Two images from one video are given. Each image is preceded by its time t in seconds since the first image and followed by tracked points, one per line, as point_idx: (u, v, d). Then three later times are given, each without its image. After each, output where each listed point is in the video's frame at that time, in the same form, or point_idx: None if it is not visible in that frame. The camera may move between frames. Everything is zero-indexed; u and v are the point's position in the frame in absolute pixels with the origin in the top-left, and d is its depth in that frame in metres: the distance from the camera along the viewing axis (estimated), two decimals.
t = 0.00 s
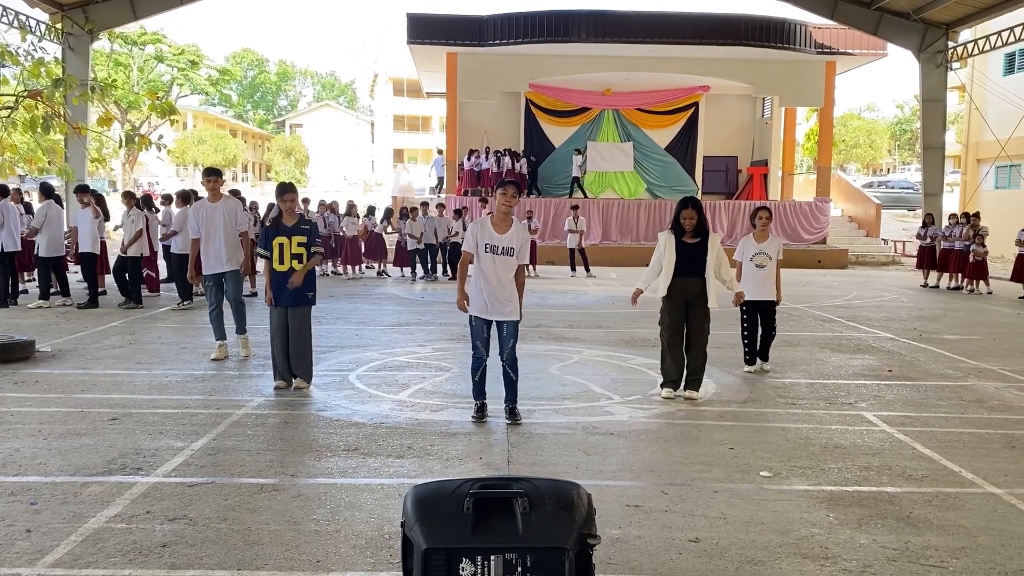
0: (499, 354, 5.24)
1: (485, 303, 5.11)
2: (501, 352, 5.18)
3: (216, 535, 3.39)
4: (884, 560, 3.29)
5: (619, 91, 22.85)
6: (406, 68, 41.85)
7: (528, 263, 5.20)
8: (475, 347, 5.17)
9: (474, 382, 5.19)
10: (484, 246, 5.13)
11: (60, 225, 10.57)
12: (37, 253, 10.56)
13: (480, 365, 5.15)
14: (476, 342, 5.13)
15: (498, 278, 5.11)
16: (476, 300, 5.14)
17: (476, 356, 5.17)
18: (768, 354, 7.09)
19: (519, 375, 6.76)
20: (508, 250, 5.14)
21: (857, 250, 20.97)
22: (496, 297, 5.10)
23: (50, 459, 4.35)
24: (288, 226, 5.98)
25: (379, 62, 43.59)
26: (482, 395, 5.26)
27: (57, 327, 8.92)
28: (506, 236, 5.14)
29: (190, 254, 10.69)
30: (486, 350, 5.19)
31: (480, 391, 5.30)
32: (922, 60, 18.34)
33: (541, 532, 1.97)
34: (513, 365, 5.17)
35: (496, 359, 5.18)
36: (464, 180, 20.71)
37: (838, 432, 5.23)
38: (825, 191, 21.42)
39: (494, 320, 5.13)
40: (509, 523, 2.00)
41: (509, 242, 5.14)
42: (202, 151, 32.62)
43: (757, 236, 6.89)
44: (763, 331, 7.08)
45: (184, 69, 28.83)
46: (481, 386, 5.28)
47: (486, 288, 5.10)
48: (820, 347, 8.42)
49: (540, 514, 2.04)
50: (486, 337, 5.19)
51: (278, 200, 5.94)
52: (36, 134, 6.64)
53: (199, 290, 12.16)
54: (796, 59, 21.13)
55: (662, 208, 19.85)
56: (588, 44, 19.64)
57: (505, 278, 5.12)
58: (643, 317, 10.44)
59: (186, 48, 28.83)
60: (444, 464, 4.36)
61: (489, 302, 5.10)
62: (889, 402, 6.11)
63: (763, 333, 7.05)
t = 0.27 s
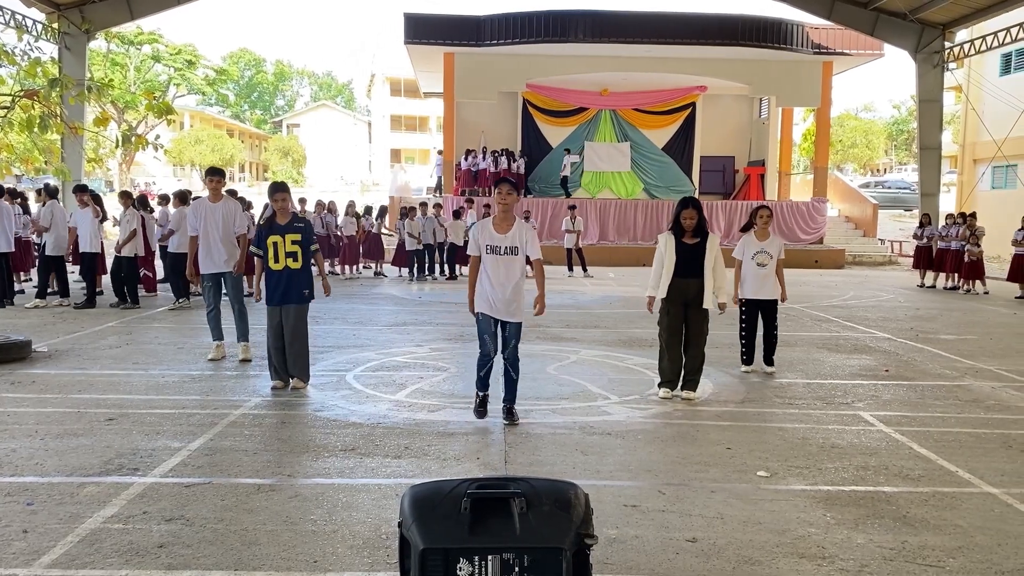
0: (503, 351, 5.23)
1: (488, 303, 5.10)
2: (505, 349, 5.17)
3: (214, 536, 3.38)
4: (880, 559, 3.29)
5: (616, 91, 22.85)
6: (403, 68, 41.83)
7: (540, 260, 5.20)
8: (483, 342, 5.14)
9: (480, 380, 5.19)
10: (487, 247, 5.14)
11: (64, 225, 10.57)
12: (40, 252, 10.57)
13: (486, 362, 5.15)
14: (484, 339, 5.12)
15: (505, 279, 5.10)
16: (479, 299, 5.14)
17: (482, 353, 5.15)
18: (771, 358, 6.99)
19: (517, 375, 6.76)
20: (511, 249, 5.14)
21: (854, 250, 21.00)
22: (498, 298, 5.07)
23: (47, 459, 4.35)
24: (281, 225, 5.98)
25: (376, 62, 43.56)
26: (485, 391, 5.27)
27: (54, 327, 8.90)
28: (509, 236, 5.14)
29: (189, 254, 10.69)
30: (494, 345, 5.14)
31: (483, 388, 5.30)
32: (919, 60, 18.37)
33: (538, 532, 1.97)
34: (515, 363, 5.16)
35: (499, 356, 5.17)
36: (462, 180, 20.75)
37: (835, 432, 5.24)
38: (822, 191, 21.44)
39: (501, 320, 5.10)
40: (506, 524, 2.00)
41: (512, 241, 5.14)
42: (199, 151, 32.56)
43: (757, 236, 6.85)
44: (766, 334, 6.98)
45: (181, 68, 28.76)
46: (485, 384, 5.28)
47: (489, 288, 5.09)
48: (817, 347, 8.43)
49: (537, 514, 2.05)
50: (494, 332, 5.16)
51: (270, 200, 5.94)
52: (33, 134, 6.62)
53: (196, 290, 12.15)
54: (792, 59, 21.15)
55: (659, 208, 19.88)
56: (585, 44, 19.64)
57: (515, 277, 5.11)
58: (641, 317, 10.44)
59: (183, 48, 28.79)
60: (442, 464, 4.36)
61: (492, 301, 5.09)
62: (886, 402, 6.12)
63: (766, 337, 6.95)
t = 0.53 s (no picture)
0: (502, 354, 5.24)
1: (486, 302, 5.09)
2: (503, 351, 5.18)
3: (212, 536, 3.38)
4: (879, 559, 3.29)
5: (615, 91, 22.86)
6: (401, 68, 41.84)
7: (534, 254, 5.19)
8: (481, 349, 5.16)
9: (481, 384, 5.19)
10: (483, 248, 5.16)
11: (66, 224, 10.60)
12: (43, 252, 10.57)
13: (485, 366, 5.15)
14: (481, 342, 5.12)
15: (502, 274, 5.09)
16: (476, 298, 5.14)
17: (481, 358, 5.16)
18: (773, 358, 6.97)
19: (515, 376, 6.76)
20: (507, 246, 5.13)
21: (852, 250, 21.01)
22: (495, 296, 5.07)
23: (45, 460, 4.34)
24: (280, 225, 5.97)
25: (374, 62, 43.55)
26: (490, 401, 5.20)
27: (52, 328, 8.89)
28: (503, 234, 5.14)
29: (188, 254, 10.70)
30: (491, 350, 5.16)
31: (489, 397, 5.24)
32: (916, 60, 18.40)
33: (536, 532, 1.97)
34: (513, 365, 5.15)
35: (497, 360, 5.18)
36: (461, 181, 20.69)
37: (833, 432, 5.24)
38: (820, 191, 21.46)
39: (498, 322, 5.11)
40: (505, 524, 2.00)
41: (507, 239, 5.13)
42: (197, 151, 32.55)
43: (762, 238, 6.84)
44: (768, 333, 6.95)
45: (179, 68, 28.74)
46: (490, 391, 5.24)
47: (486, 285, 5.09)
48: (815, 347, 8.44)
49: (535, 514, 2.04)
50: (491, 337, 5.16)
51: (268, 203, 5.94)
52: (31, 134, 6.62)
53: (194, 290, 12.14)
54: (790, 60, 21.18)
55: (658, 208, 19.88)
56: (583, 45, 19.64)
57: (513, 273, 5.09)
58: (639, 317, 10.45)
59: (181, 48, 28.77)
60: (440, 464, 4.36)
61: (489, 298, 5.08)
62: (884, 402, 6.12)
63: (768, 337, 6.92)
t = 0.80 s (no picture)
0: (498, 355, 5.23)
1: (481, 302, 5.11)
2: (498, 352, 5.16)
3: (211, 537, 3.37)
4: (878, 559, 3.30)
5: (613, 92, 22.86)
6: (400, 68, 41.83)
7: (525, 261, 5.15)
8: (477, 350, 5.15)
9: (478, 386, 5.17)
10: (476, 251, 5.15)
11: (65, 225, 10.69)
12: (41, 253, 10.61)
13: (481, 367, 5.14)
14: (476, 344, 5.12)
15: (493, 280, 5.09)
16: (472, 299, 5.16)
17: (477, 358, 5.15)
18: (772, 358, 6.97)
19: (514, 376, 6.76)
20: (500, 250, 5.12)
21: (851, 250, 21.02)
22: (491, 297, 5.08)
23: (44, 460, 4.34)
24: (279, 226, 5.97)
25: (374, 62, 43.54)
26: (487, 401, 5.20)
27: (51, 328, 8.88)
28: (496, 238, 5.13)
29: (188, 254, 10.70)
30: (487, 352, 5.16)
31: (487, 397, 5.23)
32: (915, 61, 18.41)
33: (535, 533, 1.97)
34: (508, 366, 5.16)
35: (493, 360, 5.18)
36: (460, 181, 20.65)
37: (832, 432, 5.24)
38: (818, 191, 21.47)
39: (493, 322, 5.10)
40: (504, 524, 2.00)
41: (500, 243, 5.13)
42: (196, 152, 32.54)
43: (764, 234, 6.82)
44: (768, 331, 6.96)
45: (178, 68, 28.73)
46: (487, 392, 5.22)
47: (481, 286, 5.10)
48: (814, 347, 8.44)
49: (534, 514, 2.04)
50: (486, 338, 5.17)
51: (266, 205, 5.97)
52: (30, 135, 6.61)
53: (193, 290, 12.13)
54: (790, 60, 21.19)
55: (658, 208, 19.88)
56: (582, 45, 19.64)
57: (505, 278, 5.09)
58: (638, 317, 10.45)
59: (180, 48, 28.80)
60: (439, 464, 4.36)
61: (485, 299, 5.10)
62: (883, 402, 6.12)
63: (768, 335, 6.94)
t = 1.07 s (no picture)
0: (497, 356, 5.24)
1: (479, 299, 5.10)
2: (498, 353, 5.17)
3: (211, 537, 3.37)
4: (878, 559, 3.30)
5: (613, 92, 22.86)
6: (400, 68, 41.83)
7: (528, 258, 5.19)
8: (475, 350, 5.16)
9: (477, 386, 5.17)
10: (476, 247, 5.14)
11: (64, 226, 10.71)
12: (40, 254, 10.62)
13: (481, 367, 5.15)
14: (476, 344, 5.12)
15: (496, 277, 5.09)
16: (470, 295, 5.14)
17: (476, 358, 5.15)
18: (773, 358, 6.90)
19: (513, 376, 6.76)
20: (504, 247, 5.14)
21: (851, 250, 21.02)
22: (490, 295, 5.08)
23: (43, 460, 4.34)
24: (277, 226, 5.95)
25: (373, 62, 43.54)
26: (486, 401, 5.20)
27: (51, 328, 8.89)
28: (501, 234, 5.14)
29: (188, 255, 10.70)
30: (487, 352, 5.16)
31: (485, 396, 5.23)
32: (915, 61, 18.42)
33: (534, 533, 1.97)
34: (506, 368, 5.17)
35: (492, 361, 5.18)
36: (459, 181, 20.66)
37: (832, 432, 5.24)
38: (818, 191, 21.47)
39: (493, 322, 5.10)
40: (504, 524, 2.00)
41: (504, 240, 5.13)
42: (196, 152, 32.56)
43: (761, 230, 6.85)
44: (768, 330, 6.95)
45: (177, 69, 28.76)
46: (486, 392, 5.22)
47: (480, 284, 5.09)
48: (814, 347, 8.44)
49: (534, 514, 2.04)
50: (486, 339, 5.17)
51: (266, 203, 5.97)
52: (30, 135, 6.61)
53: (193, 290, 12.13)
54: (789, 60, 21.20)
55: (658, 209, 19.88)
56: (582, 45, 19.64)
57: (504, 276, 5.09)
58: (638, 318, 10.45)
59: (180, 48, 28.86)
60: (439, 465, 4.37)
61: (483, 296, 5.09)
62: (883, 402, 6.13)
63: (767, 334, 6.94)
